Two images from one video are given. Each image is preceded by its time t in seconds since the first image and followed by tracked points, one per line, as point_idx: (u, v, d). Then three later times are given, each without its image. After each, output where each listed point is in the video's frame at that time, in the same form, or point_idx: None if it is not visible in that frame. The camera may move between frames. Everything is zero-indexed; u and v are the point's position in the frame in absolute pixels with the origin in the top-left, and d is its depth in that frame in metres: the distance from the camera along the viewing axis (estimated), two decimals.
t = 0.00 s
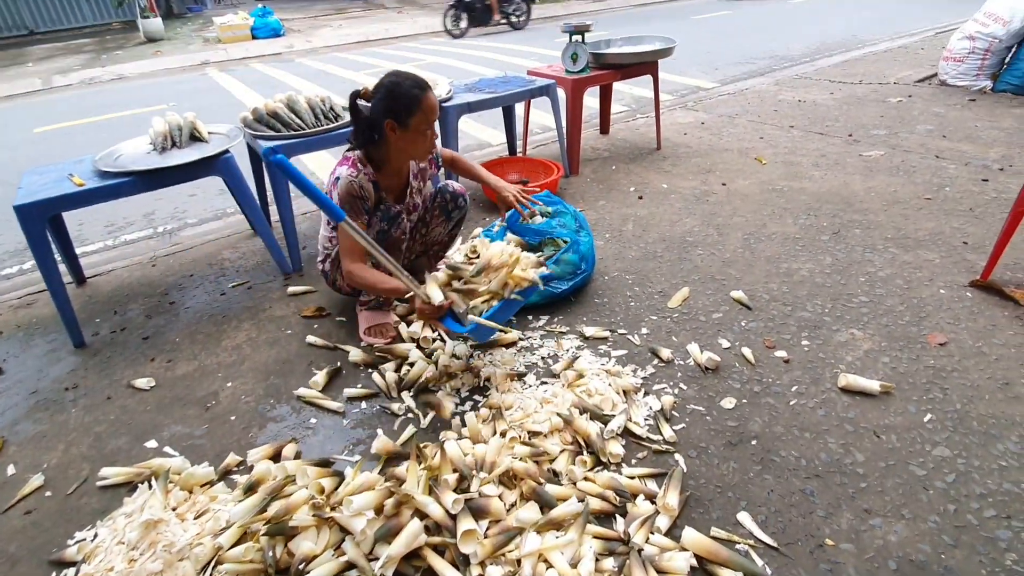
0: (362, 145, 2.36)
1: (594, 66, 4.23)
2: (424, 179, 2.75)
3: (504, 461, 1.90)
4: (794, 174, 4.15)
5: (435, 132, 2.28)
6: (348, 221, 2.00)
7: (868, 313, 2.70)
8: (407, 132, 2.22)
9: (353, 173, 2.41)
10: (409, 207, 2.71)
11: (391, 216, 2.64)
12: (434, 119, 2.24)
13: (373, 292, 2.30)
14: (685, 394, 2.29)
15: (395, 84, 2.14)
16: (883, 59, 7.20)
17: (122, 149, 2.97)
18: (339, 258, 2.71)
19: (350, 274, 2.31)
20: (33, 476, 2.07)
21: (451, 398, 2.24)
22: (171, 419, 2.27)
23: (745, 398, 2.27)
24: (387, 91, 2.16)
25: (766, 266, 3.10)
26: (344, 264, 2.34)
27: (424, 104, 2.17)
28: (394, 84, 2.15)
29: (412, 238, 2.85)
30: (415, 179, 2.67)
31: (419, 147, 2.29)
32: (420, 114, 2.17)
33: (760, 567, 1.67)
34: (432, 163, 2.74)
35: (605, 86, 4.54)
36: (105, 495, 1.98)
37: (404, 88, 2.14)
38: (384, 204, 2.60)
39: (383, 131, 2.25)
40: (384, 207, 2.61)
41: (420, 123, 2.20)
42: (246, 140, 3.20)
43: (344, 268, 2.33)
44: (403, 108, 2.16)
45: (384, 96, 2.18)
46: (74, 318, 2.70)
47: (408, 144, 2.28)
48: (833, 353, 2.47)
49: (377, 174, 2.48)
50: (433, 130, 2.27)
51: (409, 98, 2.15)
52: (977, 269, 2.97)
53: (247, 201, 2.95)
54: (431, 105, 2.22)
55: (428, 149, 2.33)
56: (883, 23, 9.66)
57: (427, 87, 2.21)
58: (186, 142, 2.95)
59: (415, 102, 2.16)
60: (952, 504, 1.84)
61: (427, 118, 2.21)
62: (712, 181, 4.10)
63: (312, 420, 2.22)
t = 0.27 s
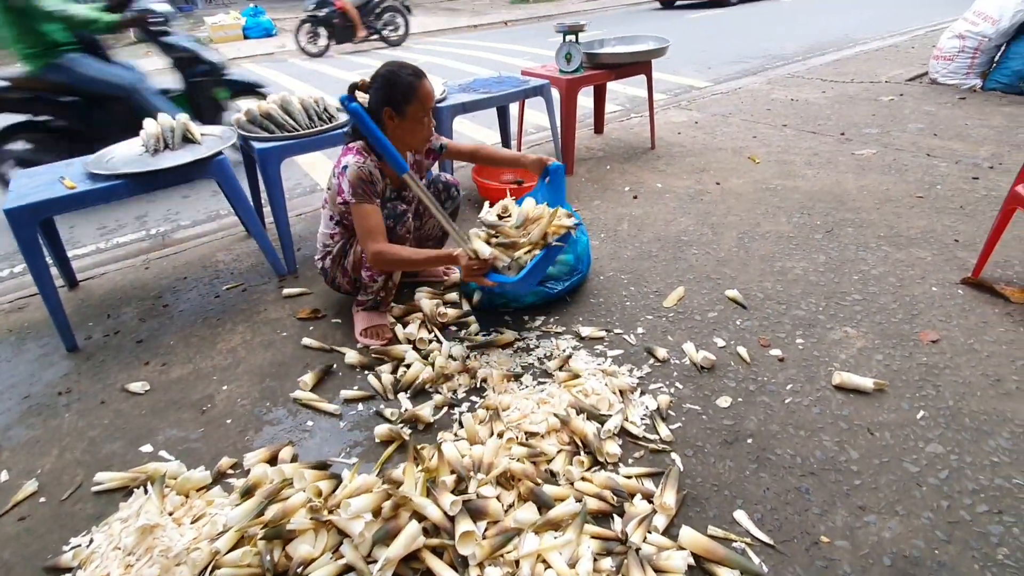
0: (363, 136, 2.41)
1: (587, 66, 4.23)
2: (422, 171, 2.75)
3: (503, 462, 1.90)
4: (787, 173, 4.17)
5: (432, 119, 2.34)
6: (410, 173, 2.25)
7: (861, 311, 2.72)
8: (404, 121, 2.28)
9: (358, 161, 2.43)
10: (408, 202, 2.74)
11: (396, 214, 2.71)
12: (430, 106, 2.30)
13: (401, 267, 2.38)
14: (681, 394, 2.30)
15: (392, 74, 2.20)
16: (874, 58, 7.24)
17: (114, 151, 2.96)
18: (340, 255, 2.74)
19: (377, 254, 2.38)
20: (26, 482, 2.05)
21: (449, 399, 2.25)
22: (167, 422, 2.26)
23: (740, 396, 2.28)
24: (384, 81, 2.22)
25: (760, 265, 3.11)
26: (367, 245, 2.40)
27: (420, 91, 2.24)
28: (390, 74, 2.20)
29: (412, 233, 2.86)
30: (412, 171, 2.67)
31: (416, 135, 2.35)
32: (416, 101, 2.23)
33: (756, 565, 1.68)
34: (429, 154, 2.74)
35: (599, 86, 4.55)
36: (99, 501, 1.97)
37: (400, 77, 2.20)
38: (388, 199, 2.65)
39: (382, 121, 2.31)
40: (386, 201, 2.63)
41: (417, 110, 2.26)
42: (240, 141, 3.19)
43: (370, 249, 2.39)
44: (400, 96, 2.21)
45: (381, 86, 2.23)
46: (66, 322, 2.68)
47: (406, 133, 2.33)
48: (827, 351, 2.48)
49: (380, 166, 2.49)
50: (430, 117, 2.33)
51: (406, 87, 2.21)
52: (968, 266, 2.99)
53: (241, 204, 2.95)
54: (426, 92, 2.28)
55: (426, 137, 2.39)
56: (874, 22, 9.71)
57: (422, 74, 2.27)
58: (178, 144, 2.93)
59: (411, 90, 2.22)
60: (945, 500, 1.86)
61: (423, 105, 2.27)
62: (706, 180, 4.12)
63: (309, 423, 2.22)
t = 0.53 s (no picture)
0: (364, 130, 2.43)
1: (583, 67, 4.24)
2: (421, 168, 2.79)
3: (501, 463, 1.90)
4: (782, 173, 4.18)
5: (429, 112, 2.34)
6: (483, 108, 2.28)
7: (856, 310, 2.73)
8: (400, 114, 2.30)
9: (364, 150, 2.42)
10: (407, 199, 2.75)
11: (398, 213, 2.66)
12: (426, 99, 2.30)
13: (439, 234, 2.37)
14: (678, 393, 2.31)
15: (387, 68, 2.23)
16: (868, 58, 7.28)
17: (109, 154, 2.95)
18: (339, 254, 2.75)
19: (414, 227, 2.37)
20: (22, 486, 2.04)
21: (447, 400, 2.26)
22: (164, 426, 2.26)
23: (737, 396, 2.29)
24: (379, 74, 2.24)
25: (756, 264, 3.13)
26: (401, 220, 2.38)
27: (415, 83, 2.24)
28: (384, 68, 2.23)
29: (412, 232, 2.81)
30: (411, 167, 2.70)
31: (414, 130, 2.36)
32: (410, 95, 2.25)
33: (753, 563, 1.69)
34: (427, 151, 2.78)
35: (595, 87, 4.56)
36: (97, 504, 1.96)
37: (394, 71, 2.22)
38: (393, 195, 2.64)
39: (381, 115, 2.34)
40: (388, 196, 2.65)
41: (413, 103, 2.27)
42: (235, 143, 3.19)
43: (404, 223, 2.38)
44: (394, 90, 2.24)
45: (376, 81, 2.26)
46: (61, 325, 2.67)
47: (403, 128, 2.35)
48: (822, 350, 2.50)
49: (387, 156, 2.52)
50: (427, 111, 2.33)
51: (400, 80, 2.23)
52: (961, 265, 3.01)
53: (237, 206, 2.95)
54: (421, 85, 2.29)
55: (423, 133, 2.40)
56: (868, 22, 9.76)
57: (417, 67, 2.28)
58: (174, 146, 2.92)
59: (405, 84, 2.24)
60: (939, 498, 1.87)
61: (418, 100, 2.28)
62: (701, 181, 4.13)
63: (307, 425, 2.22)
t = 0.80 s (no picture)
0: (361, 126, 2.44)
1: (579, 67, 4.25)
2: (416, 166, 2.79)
3: (500, 463, 1.91)
4: (777, 172, 4.20)
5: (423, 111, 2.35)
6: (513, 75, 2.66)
7: (852, 308, 2.75)
8: (393, 114, 2.31)
9: (367, 141, 2.43)
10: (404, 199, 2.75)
11: (393, 214, 2.63)
12: (419, 99, 2.31)
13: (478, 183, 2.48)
14: (676, 392, 2.32)
15: (379, 68, 2.23)
16: (862, 57, 7.31)
17: (104, 156, 2.94)
18: (335, 255, 2.74)
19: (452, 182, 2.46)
20: (19, 491, 2.04)
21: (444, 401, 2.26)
22: (162, 429, 2.26)
23: (734, 394, 2.30)
24: (372, 74, 2.25)
25: (752, 263, 3.14)
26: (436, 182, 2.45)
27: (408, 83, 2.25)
28: (378, 69, 2.23)
29: (409, 233, 2.80)
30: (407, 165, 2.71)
31: (407, 129, 2.37)
32: (404, 95, 2.25)
33: (751, 561, 1.70)
34: (421, 148, 2.77)
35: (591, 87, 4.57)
36: (95, 508, 1.96)
37: (387, 71, 2.23)
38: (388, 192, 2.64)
39: (374, 114, 2.35)
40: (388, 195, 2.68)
41: (406, 103, 2.28)
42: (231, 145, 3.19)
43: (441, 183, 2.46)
44: (387, 90, 2.24)
45: (369, 81, 2.27)
46: (57, 329, 2.67)
47: (398, 126, 2.36)
48: (819, 348, 2.51)
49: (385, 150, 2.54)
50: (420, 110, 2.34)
51: (392, 81, 2.23)
52: (956, 263, 3.03)
53: (233, 207, 2.94)
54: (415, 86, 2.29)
55: (417, 131, 2.41)
56: (862, 21, 9.79)
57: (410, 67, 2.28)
58: (169, 148, 2.92)
59: (398, 84, 2.24)
60: (934, 494, 1.88)
61: (411, 100, 2.28)
62: (697, 180, 4.14)
63: (306, 426, 2.22)
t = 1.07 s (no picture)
0: (354, 122, 2.45)
1: (578, 66, 4.26)
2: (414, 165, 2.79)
3: (502, 462, 1.91)
4: (777, 171, 4.21)
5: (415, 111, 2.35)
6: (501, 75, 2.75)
7: (852, 306, 2.75)
8: (384, 114, 2.32)
9: (358, 137, 2.43)
10: (403, 199, 2.76)
11: (398, 214, 2.63)
12: (411, 100, 2.31)
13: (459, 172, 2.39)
14: (677, 390, 2.33)
15: (371, 68, 2.23)
16: (861, 55, 7.32)
17: (104, 156, 2.95)
18: (338, 256, 2.74)
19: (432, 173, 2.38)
20: (21, 491, 2.04)
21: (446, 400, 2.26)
22: (163, 428, 2.26)
23: (734, 392, 2.31)
24: (363, 73, 2.25)
25: (752, 262, 3.14)
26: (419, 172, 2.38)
27: (398, 84, 2.25)
28: (369, 68, 2.24)
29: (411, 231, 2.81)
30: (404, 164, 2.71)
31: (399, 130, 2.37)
32: (394, 95, 2.26)
33: (752, 558, 1.71)
34: (418, 147, 2.78)
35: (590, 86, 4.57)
36: (97, 507, 1.96)
37: (378, 72, 2.23)
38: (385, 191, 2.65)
39: (366, 113, 2.35)
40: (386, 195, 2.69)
41: (397, 104, 2.28)
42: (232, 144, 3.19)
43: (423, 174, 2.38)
44: (378, 91, 2.25)
45: (361, 80, 2.27)
46: (59, 329, 2.67)
47: (390, 125, 2.37)
48: (819, 346, 2.52)
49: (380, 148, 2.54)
50: (412, 111, 2.34)
51: (383, 81, 2.23)
52: (955, 260, 3.04)
53: (234, 207, 2.95)
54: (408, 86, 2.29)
55: (410, 131, 2.41)
56: (861, 20, 9.80)
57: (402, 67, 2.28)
58: (170, 148, 2.92)
59: (389, 85, 2.24)
60: (935, 490, 1.89)
61: (402, 101, 2.28)
62: (697, 179, 4.15)
63: (307, 425, 2.22)
